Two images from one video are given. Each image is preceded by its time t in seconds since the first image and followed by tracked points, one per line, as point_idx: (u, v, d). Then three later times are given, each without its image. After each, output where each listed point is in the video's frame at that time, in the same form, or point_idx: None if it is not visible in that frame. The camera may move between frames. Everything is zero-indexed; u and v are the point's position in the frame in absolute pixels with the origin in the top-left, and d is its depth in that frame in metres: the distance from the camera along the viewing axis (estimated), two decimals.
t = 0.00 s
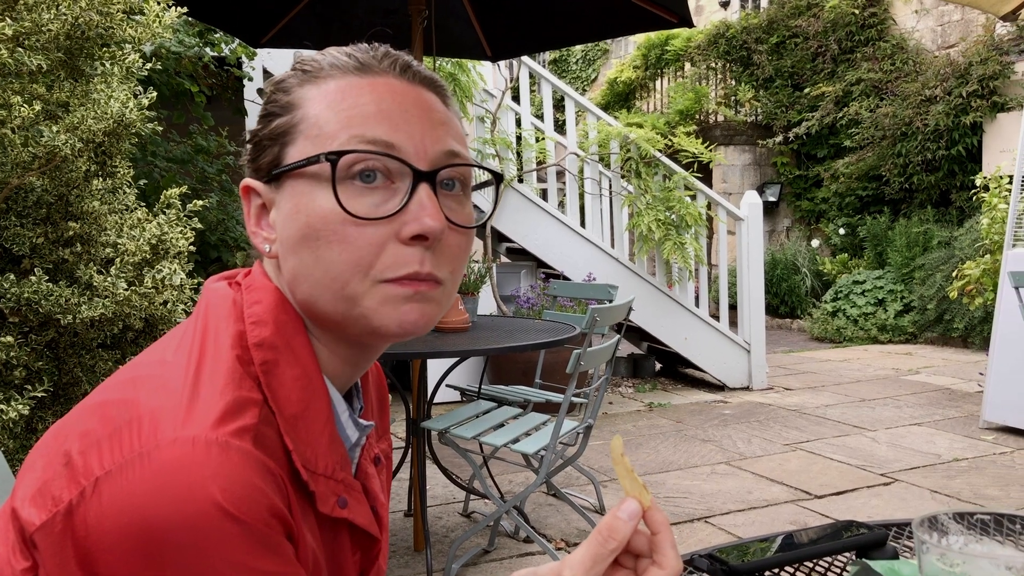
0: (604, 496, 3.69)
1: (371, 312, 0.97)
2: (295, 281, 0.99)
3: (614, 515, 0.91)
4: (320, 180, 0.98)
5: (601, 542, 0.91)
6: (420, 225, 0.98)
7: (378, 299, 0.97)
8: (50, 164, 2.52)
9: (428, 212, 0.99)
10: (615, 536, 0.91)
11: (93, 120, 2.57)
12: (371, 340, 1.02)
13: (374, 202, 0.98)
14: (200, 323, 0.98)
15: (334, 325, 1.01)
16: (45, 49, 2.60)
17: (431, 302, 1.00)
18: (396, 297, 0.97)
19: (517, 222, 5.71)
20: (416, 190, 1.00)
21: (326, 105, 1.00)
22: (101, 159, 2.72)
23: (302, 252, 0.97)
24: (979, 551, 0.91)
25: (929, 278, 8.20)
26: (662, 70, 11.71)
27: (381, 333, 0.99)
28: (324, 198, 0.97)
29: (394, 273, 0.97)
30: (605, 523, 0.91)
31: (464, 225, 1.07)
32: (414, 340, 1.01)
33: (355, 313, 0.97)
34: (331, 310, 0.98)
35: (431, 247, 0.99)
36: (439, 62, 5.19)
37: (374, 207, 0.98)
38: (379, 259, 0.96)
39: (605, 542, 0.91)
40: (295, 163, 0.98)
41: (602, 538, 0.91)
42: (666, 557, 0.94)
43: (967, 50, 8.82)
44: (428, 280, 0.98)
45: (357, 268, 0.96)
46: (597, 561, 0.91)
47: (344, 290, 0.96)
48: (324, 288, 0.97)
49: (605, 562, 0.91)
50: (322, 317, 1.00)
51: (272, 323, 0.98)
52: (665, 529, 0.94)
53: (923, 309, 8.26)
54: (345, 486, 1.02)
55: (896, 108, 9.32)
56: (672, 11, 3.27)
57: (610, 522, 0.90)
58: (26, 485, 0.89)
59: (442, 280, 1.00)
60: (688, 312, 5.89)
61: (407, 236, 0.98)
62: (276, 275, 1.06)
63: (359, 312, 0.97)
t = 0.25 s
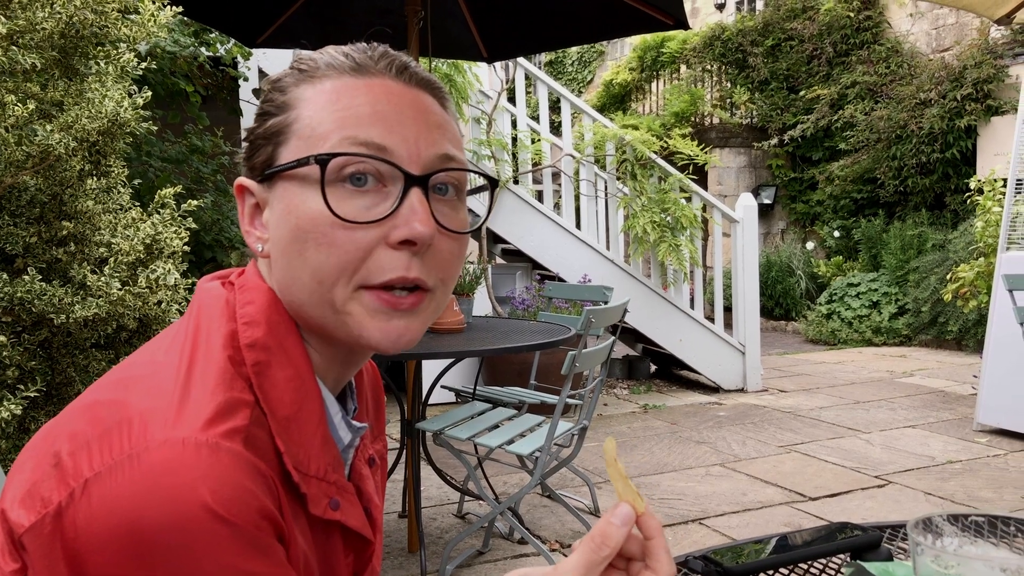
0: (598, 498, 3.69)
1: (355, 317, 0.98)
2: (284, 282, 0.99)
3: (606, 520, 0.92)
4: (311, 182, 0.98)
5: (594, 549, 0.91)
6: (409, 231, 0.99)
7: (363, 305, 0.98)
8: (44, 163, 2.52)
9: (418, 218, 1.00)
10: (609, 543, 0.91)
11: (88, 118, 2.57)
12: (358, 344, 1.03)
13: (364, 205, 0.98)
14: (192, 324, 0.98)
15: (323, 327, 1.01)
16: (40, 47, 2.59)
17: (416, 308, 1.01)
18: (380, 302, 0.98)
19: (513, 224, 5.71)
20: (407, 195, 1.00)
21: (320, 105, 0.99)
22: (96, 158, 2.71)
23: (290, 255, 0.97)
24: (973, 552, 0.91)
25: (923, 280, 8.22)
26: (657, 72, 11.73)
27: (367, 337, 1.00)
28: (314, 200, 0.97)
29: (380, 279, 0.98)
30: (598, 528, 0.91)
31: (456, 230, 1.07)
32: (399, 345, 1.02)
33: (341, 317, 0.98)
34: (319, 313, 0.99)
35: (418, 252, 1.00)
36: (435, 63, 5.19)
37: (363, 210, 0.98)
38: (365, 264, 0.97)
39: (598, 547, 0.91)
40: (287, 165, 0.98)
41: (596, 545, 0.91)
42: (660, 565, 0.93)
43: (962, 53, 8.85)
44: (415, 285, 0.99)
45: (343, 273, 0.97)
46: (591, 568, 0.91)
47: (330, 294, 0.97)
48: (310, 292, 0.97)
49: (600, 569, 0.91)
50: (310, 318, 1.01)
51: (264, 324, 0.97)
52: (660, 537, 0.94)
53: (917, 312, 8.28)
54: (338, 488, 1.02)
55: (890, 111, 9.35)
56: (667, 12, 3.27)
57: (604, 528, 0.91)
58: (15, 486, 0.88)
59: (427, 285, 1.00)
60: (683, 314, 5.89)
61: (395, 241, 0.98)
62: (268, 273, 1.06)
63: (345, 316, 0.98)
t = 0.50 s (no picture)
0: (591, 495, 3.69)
1: (375, 323, 0.97)
2: (294, 289, 0.98)
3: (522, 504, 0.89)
4: (321, 189, 0.96)
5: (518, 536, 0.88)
6: (425, 235, 0.99)
7: (383, 309, 0.97)
8: (33, 158, 2.52)
9: (432, 221, 1.00)
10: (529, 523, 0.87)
11: (77, 114, 2.56)
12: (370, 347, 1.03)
13: (378, 211, 0.98)
14: (176, 321, 0.98)
15: (335, 333, 1.01)
16: (28, 42, 2.62)
17: (430, 309, 1.01)
18: (399, 307, 0.98)
19: (506, 221, 5.70)
20: (418, 199, 1.00)
21: (321, 111, 0.98)
22: (85, 154, 2.69)
23: (306, 264, 0.96)
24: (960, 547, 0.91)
25: (915, 278, 8.25)
26: (650, 70, 11.75)
27: (383, 342, 0.99)
28: (329, 208, 0.96)
29: (399, 284, 0.97)
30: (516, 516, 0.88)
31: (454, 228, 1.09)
32: (413, 347, 1.01)
33: (357, 323, 0.98)
34: (335, 320, 0.98)
35: (433, 255, 1.00)
36: (427, 59, 5.19)
37: (378, 216, 0.98)
38: (383, 270, 0.97)
39: (520, 532, 0.88)
40: (294, 173, 0.97)
41: (518, 530, 0.88)
42: (583, 525, 0.87)
43: (953, 52, 8.88)
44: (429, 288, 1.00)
45: (362, 280, 0.96)
46: (519, 556, 0.87)
47: (350, 301, 0.97)
48: (327, 298, 0.97)
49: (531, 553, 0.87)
50: (319, 325, 1.00)
51: (250, 318, 0.97)
52: (578, 496, 0.87)
53: (908, 310, 8.32)
54: (323, 483, 1.02)
55: (882, 110, 9.38)
56: (659, 10, 3.27)
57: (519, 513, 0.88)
58: None
59: (441, 285, 1.02)
60: (675, 312, 5.90)
61: (411, 246, 0.98)
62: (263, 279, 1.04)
63: (363, 322, 0.98)
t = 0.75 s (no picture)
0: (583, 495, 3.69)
1: (369, 335, 0.96)
2: (286, 301, 0.97)
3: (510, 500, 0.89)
4: (314, 204, 0.95)
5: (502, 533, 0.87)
6: (416, 249, 0.98)
7: (375, 321, 0.96)
8: (23, 158, 2.52)
9: (424, 234, 0.99)
10: (515, 520, 0.87)
11: (68, 113, 2.55)
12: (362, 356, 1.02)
13: (369, 225, 0.96)
14: (170, 321, 0.96)
15: (325, 343, 1.00)
16: (19, 41, 2.61)
17: (421, 321, 1.00)
18: (391, 319, 0.97)
19: (499, 222, 5.70)
20: (410, 213, 0.99)
21: (313, 125, 0.97)
22: (76, 153, 2.69)
23: (297, 278, 0.95)
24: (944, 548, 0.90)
25: (907, 279, 8.28)
26: (644, 71, 11.77)
27: (375, 354, 0.98)
28: (320, 223, 0.95)
29: (390, 297, 0.96)
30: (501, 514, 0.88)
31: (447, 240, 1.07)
32: (404, 357, 1.01)
33: (350, 335, 0.97)
34: (328, 331, 0.97)
35: (425, 269, 0.99)
36: (420, 59, 5.19)
37: (369, 230, 0.97)
38: (375, 283, 0.96)
39: (505, 528, 0.87)
40: (285, 188, 0.96)
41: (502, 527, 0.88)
42: (565, 522, 0.88)
43: (945, 54, 8.91)
44: (421, 301, 0.98)
45: (353, 292, 0.95)
46: (504, 553, 0.87)
47: (340, 313, 0.96)
48: (319, 310, 0.96)
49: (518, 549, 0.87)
50: (311, 336, 0.99)
51: (241, 318, 0.96)
52: (560, 494, 0.88)
53: (900, 311, 8.34)
54: (317, 480, 1.02)
55: (875, 111, 9.41)
56: (652, 11, 3.27)
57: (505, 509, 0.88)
58: None
59: (432, 297, 1.00)
60: (668, 312, 5.91)
61: (402, 260, 0.97)
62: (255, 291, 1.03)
63: (354, 334, 0.97)
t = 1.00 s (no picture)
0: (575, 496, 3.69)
1: (340, 333, 0.95)
2: (261, 296, 0.97)
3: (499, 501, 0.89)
4: (291, 198, 0.95)
5: (493, 533, 0.86)
6: (390, 248, 0.96)
7: (347, 318, 0.95)
8: (11, 160, 2.51)
9: (399, 234, 0.98)
10: (506, 521, 0.87)
11: (55, 115, 2.55)
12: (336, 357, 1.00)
13: (344, 222, 0.96)
14: (155, 322, 0.96)
15: (301, 341, 0.99)
16: (7, 43, 2.61)
17: (395, 321, 0.98)
18: (363, 318, 0.95)
19: (490, 222, 5.70)
20: (387, 212, 0.98)
21: (297, 121, 0.97)
22: (64, 155, 2.69)
23: (273, 272, 0.94)
24: (929, 550, 0.89)
25: (898, 280, 8.30)
26: (636, 72, 11.79)
27: (348, 352, 0.97)
28: (295, 217, 0.94)
29: (361, 295, 0.95)
30: (490, 514, 0.87)
31: (430, 243, 1.05)
32: (377, 358, 0.99)
33: (322, 332, 0.96)
34: (300, 328, 0.96)
35: (399, 269, 0.98)
36: (411, 61, 5.19)
37: (344, 227, 0.96)
38: (347, 280, 0.95)
39: (494, 529, 0.87)
40: (265, 180, 0.96)
41: (493, 527, 0.87)
42: (554, 522, 0.87)
43: (936, 55, 8.93)
44: (395, 301, 0.97)
45: (325, 289, 0.94)
46: (494, 554, 0.86)
47: (313, 310, 0.95)
48: (292, 306, 0.95)
49: (507, 550, 0.86)
50: (288, 333, 0.98)
51: (227, 321, 0.95)
52: (549, 494, 0.88)
53: (892, 311, 8.36)
54: (302, 483, 1.00)
55: (866, 112, 9.44)
56: (643, 12, 3.28)
57: (495, 509, 0.87)
58: None
59: (408, 300, 0.99)
60: (660, 313, 5.92)
61: (376, 258, 0.96)
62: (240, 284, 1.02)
63: (326, 332, 0.96)
